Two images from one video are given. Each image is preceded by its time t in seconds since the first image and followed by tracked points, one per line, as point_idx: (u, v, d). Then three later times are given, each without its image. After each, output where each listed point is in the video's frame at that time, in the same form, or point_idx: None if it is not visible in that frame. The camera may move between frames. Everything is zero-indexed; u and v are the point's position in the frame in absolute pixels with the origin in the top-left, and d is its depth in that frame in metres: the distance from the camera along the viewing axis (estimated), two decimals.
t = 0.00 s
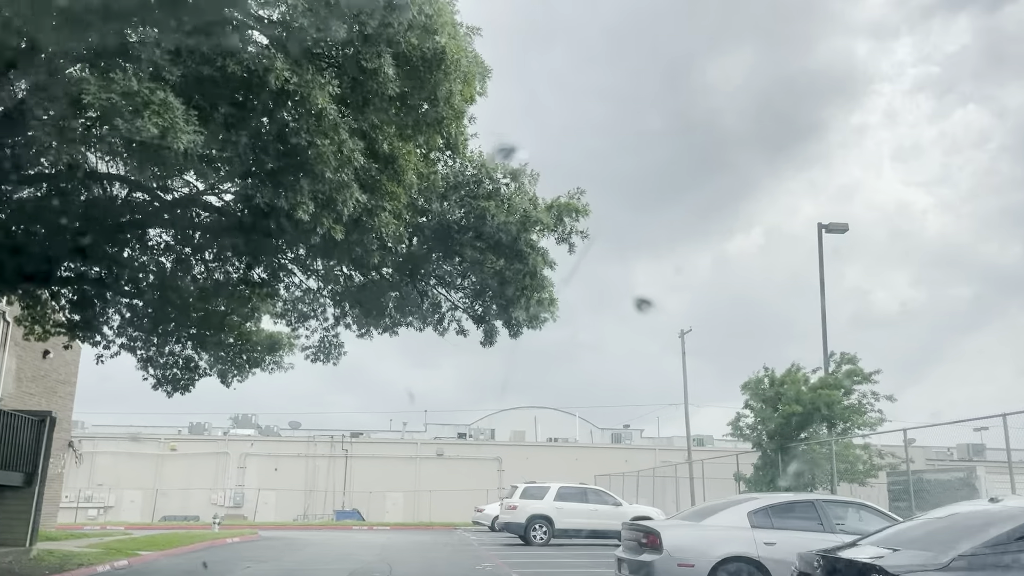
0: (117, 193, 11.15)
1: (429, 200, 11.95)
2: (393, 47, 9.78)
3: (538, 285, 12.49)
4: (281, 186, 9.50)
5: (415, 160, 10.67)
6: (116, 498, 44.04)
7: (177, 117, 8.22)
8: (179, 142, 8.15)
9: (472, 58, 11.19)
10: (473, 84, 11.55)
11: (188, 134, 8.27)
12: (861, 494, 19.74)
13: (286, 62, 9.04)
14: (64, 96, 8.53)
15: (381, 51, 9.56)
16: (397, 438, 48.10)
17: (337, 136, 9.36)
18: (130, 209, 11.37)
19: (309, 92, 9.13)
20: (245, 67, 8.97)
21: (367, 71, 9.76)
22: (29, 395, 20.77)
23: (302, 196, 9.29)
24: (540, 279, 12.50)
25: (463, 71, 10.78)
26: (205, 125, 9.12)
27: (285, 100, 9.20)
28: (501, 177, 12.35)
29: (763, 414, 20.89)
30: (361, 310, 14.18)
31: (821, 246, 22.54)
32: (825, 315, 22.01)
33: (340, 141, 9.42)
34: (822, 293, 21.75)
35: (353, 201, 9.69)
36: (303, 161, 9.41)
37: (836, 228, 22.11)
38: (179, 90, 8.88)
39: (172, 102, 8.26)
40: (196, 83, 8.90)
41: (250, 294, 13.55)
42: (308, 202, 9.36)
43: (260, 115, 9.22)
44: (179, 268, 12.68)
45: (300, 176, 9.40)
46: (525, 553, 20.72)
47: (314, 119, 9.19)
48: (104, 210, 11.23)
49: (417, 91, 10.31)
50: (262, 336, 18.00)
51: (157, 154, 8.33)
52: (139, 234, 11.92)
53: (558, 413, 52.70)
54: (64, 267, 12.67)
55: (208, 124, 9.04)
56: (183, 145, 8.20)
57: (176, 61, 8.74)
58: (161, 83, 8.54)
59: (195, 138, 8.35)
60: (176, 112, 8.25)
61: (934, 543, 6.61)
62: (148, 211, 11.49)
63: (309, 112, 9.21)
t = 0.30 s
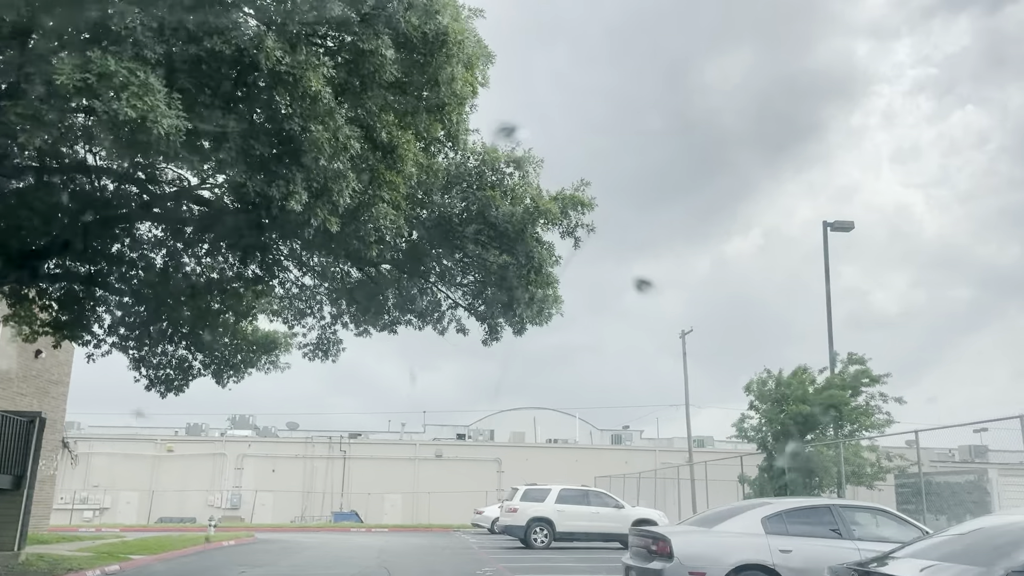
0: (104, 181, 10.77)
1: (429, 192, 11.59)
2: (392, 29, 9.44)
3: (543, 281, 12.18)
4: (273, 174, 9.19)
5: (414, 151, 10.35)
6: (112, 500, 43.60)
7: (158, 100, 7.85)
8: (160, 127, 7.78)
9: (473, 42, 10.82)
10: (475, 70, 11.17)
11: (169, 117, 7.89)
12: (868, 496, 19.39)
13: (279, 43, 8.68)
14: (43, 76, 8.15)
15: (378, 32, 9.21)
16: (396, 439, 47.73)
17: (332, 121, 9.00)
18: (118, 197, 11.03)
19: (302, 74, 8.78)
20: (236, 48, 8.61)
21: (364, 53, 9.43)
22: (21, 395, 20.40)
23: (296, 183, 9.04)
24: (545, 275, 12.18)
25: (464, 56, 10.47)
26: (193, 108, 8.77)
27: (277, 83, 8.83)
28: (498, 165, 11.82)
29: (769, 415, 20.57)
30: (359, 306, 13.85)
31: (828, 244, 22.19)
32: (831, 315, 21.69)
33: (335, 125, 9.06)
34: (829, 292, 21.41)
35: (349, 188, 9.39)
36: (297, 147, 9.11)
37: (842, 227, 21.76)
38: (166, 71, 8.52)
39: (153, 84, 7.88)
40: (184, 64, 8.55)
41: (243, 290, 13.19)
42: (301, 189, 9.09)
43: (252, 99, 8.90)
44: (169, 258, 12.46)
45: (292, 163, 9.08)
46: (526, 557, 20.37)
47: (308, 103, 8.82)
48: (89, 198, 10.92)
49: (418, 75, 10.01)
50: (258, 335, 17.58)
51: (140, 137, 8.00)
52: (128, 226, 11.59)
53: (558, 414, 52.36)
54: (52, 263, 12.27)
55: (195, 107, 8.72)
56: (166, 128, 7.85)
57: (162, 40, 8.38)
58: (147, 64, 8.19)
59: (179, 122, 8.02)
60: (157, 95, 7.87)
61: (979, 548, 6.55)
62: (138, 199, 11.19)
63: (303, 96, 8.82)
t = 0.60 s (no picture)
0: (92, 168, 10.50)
1: (429, 179, 11.23)
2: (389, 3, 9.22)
3: (548, 272, 11.88)
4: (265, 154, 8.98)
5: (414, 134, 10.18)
6: (107, 500, 43.20)
7: (143, 70, 7.68)
8: (144, 98, 7.65)
9: (476, 25, 10.51)
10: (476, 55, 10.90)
11: (154, 90, 7.69)
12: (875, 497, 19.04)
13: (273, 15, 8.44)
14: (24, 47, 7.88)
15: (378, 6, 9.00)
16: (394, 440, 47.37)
17: (326, 96, 8.81)
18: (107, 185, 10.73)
19: (297, 46, 8.49)
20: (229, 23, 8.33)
21: (364, 28, 9.21)
22: (13, 394, 20.05)
23: (291, 162, 8.89)
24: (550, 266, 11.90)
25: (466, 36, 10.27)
26: (183, 86, 8.54)
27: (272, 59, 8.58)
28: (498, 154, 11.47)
29: (774, 414, 20.21)
30: (358, 301, 13.55)
31: (833, 241, 21.86)
32: (837, 314, 21.35)
33: (331, 101, 8.88)
34: (834, 289, 21.07)
35: (348, 170, 9.19)
36: (292, 126, 8.90)
37: (848, 223, 21.44)
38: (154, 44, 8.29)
39: (137, 53, 7.68)
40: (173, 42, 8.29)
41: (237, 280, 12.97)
42: (297, 170, 8.93)
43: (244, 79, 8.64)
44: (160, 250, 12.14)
45: (287, 142, 8.90)
46: (526, 558, 20.03)
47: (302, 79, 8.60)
48: (75, 187, 10.62)
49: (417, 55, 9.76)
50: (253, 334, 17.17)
51: (126, 108, 7.84)
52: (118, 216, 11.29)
53: (557, 415, 52.00)
54: (39, 256, 11.94)
55: (185, 84, 8.50)
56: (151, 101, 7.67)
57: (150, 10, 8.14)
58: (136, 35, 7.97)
59: (166, 94, 7.85)
60: (142, 65, 7.69)
61: (1013, 553, 6.24)
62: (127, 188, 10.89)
63: (298, 72, 8.61)
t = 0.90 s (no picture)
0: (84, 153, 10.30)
1: (431, 168, 10.97)
2: None
3: (554, 263, 11.61)
4: (260, 133, 8.81)
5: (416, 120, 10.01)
6: (104, 500, 42.85)
7: (129, 38, 7.47)
8: (130, 66, 7.46)
9: (482, 10, 10.18)
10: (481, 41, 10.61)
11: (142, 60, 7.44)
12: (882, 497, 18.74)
13: None
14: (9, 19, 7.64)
15: None
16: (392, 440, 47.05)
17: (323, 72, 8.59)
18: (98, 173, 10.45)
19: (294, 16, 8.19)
20: None
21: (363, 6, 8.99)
22: (6, 392, 19.75)
23: (286, 141, 8.75)
24: (555, 258, 11.66)
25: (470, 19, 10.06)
26: (176, 62, 8.33)
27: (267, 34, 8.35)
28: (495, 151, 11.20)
29: (778, 413, 19.90)
30: (356, 296, 13.28)
31: (839, 238, 21.58)
32: (842, 311, 21.04)
33: (327, 77, 8.66)
34: (840, 286, 20.79)
35: (345, 150, 9.10)
36: (289, 104, 8.73)
37: (854, 220, 21.16)
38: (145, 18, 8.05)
39: (123, 20, 7.46)
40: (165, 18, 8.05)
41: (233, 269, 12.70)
42: (294, 149, 8.81)
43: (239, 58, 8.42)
44: (154, 238, 11.95)
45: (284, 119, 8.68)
46: (527, 559, 19.72)
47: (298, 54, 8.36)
48: (67, 172, 10.40)
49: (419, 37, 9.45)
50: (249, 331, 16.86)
51: (113, 78, 7.68)
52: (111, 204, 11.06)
53: (557, 415, 51.73)
54: (30, 247, 11.65)
55: (176, 58, 8.29)
56: (138, 69, 7.53)
57: None
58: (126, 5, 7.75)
59: (155, 65, 7.74)
60: (129, 32, 7.48)
61: None
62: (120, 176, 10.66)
63: (294, 46, 8.36)
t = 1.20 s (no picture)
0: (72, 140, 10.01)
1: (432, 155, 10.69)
2: None
3: (560, 255, 11.29)
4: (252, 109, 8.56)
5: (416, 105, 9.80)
6: (100, 500, 42.47)
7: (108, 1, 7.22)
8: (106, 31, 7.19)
9: None
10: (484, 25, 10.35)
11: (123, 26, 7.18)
12: (890, 498, 18.40)
13: None
14: None
15: None
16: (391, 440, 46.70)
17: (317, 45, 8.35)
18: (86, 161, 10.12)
19: None
20: None
21: None
22: None
23: (278, 119, 8.53)
24: (560, 252, 11.37)
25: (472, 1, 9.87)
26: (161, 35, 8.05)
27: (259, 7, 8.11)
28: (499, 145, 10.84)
29: (784, 413, 19.53)
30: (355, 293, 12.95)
31: (845, 236, 21.22)
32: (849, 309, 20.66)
33: (322, 51, 8.42)
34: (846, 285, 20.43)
35: (340, 129, 8.86)
36: (284, 80, 8.51)
37: (860, 217, 20.81)
38: None
39: None
40: None
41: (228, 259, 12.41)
42: (285, 127, 8.60)
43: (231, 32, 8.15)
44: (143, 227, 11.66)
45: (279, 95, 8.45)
46: (529, 562, 19.36)
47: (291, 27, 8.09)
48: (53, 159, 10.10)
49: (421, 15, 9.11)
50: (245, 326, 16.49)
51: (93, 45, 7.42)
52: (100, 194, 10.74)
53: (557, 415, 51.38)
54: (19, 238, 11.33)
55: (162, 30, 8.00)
56: (114, 35, 7.32)
57: None
58: None
59: (134, 33, 7.53)
60: None
61: None
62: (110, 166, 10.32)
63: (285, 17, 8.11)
